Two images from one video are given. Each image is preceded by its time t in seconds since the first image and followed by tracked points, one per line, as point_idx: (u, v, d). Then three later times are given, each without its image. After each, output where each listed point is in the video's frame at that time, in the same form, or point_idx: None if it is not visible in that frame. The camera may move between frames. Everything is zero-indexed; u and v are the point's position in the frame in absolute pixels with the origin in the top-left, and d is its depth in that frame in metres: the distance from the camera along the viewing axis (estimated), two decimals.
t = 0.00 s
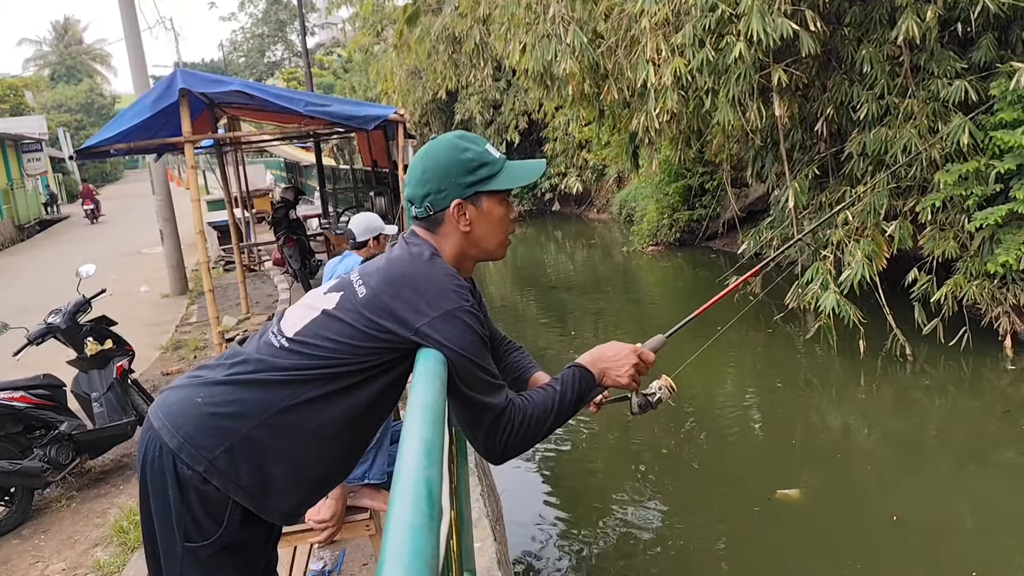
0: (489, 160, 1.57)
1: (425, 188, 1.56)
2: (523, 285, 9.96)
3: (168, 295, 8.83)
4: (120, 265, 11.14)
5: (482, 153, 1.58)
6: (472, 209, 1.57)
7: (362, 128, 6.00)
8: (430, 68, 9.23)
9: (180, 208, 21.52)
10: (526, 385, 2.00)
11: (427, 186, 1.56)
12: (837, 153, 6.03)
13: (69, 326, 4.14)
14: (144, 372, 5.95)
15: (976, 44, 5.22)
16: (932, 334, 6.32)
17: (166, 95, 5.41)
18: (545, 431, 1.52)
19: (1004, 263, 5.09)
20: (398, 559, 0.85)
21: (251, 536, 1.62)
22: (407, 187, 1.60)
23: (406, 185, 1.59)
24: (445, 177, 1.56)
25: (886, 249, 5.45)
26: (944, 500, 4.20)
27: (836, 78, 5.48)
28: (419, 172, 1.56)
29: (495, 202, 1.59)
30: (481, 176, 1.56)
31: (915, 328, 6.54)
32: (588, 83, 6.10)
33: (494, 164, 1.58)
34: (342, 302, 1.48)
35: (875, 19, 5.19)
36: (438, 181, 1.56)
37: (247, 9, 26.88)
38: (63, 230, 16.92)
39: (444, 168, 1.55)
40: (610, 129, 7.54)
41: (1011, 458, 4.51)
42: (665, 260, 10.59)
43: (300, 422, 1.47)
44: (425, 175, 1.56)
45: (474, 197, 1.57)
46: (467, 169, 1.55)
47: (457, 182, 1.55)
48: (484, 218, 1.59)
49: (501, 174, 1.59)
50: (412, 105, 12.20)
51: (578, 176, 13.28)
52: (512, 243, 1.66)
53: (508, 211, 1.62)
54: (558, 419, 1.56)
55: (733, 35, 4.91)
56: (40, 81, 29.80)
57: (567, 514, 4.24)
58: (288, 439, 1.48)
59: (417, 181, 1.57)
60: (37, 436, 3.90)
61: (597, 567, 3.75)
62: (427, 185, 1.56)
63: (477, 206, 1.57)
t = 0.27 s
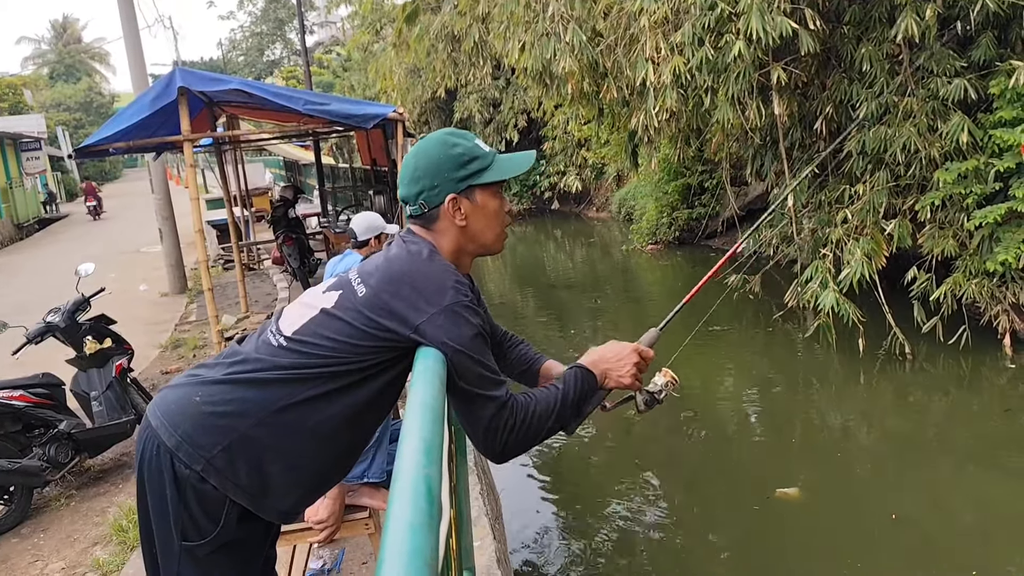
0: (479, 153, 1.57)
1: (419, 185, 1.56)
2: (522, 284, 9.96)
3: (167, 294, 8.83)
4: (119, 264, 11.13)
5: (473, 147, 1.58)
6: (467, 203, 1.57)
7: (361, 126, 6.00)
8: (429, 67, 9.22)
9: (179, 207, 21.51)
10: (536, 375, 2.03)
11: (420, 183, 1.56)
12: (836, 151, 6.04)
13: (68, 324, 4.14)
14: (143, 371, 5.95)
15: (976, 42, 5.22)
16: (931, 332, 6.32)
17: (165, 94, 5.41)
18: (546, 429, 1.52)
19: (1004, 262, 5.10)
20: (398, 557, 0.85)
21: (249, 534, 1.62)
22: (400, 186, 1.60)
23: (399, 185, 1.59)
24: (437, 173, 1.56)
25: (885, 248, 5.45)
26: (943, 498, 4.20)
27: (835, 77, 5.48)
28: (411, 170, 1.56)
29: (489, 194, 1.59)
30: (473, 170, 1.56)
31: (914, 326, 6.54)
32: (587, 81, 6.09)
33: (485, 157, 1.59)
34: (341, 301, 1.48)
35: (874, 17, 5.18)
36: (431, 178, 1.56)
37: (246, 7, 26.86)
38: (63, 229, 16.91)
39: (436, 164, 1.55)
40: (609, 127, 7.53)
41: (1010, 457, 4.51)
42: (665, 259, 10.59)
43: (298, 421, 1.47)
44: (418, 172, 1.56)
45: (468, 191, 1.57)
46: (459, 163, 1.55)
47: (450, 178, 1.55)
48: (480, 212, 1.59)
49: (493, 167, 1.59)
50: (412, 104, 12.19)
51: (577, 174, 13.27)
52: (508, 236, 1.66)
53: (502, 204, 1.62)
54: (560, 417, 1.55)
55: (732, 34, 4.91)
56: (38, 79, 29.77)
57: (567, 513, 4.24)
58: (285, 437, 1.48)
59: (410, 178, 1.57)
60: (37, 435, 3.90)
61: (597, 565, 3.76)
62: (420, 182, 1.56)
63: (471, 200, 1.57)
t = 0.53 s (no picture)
0: (468, 148, 1.57)
1: (410, 186, 1.56)
2: (523, 283, 9.96)
3: (167, 293, 8.83)
4: (119, 263, 11.13)
5: (461, 143, 1.58)
6: (460, 199, 1.57)
7: (361, 125, 6.00)
8: (429, 66, 9.22)
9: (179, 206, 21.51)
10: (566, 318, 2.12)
11: (411, 183, 1.56)
12: (836, 150, 6.04)
13: (69, 323, 4.14)
14: (144, 370, 5.94)
15: (976, 41, 5.22)
16: (931, 331, 6.32)
17: (166, 93, 5.41)
18: (556, 428, 1.45)
19: (1004, 261, 5.10)
20: (399, 556, 0.85)
21: (248, 533, 1.62)
22: (392, 187, 1.60)
23: (390, 185, 1.59)
24: (428, 171, 1.56)
25: (886, 246, 5.45)
26: (944, 497, 4.20)
27: (836, 76, 5.48)
28: (401, 170, 1.56)
29: (481, 188, 1.59)
30: (463, 164, 1.56)
31: (914, 325, 6.54)
32: (588, 80, 6.09)
33: (474, 151, 1.59)
34: (340, 300, 1.47)
35: (874, 16, 5.18)
36: (422, 176, 1.56)
37: (246, 6, 26.86)
38: (63, 228, 16.91)
39: (426, 163, 1.55)
40: (609, 126, 7.53)
41: (1010, 455, 4.51)
42: (665, 257, 10.59)
43: (298, 419, 1.47)
44: (408, 171, 1.56)
45: (460, 186, 1.57)
46: (449, 160, 1.55)
47: (441, 175, 1.55)
48: (473, 206, 1.59)
49: (482, 159, 1.59)
50: (412, 102, 12.18)
51: (578, 173, 13.28)
52: (503, 226, 1.67)
53: (493, 196, 1.63)
54: (570, 423, 1.48)
55: (732, 33, 4.91)
56: (38, 78, 29.76)
57: (567, 512, 4.24)
58: (285, 435, 1.48)
59: (401, 178, 1.57)
60: (37, 434, 3.90)
61: (597, 564, 3.76)
62: (412, 182, 1.56)
63: (464, 196, 1.58)
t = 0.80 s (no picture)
0: (456, 145, 1.57)
1: (401, 187, 1.55)
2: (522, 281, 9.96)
3: (166, 293, 8.82)
4: (119, 262, 11.13)
5: (449, 139, 1.58)
6: (452, 197, 1.57)
7: (360, 124, 6.00)
8: (428, 64, 9.22)
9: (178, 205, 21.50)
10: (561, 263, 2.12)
11: (402, 185, 1.55)
12: (836, 148, 6.04)
13: (69, 323, 4.15)
14: (144, 369, 5.94)
15: (975, 38, 5.22)
16: (931, 329, 6.31)
17: (165, 92, 5.41)
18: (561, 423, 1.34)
19: (1003, 258, 5.10)
20: (398, 554, 0.85)
21: (246, 530, 1.62)
22: (382, 189, 1.60)
23: (380, 187, 1.58)
24: (418, 171, 1.55)
25: (885, 244, 5.45)
26: (944, 495, 4.20)
27: (835, 74, 5.48)
28: (391, 172, 1.56)
29: (472, 183, 1.59)
30: (452, 162, 1.56)
31: (914, 323, 6.54)
32: (587, 78, 6.09)
33: (461, 147, 1.58)
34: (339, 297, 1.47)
35: (873, 13, 5.17)
36: (412, 177, 1.55)
37: (245, 5, 26.84)
38: (62, 228, 16.90)
39: (416, 164, 1.55)
40: (609, 125, 7.53)
41: (1010, 453, 4.52)
42: (664, 256, 10.59)
43: (297, 416, 1.48)
44: (398, 174, 1.55)
45: (451, 184, 1.57)
46: (439, 159, 1.55)
47: (431, 174, 1.55)
48: (466, 203, 1.59)
49: (471, 154, 1.59)
50: (411, 101, 12.17)
51: (577, 171, 13.28)
52: (495, 217, 1.67)
53: (484, 190, 1.63)
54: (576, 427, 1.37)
55: (732, 31, 4.91)
56: (37, 77, 29.76)
57: (567, 511, 4.24)
58: (283, 432, 1.49)
59: (391, 181, 1.56)
60: (37, 433, 3.90)
61: (597, 563, 3.76)
62: (402, 183, 1.55)
63: (456, 193, 1.58)
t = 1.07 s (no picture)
0: (426, 140, 1.57)
1: (376, 190, 1.55)
2: (522, 281, 9.95)
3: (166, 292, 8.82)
4: (118, 262, 11.12)
5: (418, 136, 1.57)
6: (429, 193, 1.57)
7: (359, 123, 6.00)
8: (427, 64, 9.22)
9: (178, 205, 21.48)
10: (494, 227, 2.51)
11: (377, 187, 1.55)
12: (835, 147, 6.04)
13: (67, 323, 4.14)
14: (143, 369, 5.94)
15: (974, 37, 5.22)
16: (930, 327, 6.31)
17: (163, 92, 5.40)
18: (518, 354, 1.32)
19: (1002, 257, 5.11)
20: (395, 555, 0.85)
21: (232, 529, 1.61)
22: (356, 192, 1.59)
23: (355, 191, 1.58)
24: (392, 172, 1.55)
25: (884, 243, 5.44)
26: (943, 493, 4.20)
27: (834, 72, 5.48)
28: (364, 175, 1.56)
29: (446, 178, 1.59)
30: (426, 158, 1.56)
31: (914, 321, 6.54)
32: (587, 77, 6.08)
33: (431, 141, 1.58)
34: (323, 305, 1.49)
35: (872, 12, 5.17)
36: (387, 177, 1.55)
37: (244, 5, 26.83)
38: (62, 228, 16.88)
39: (389, 165, 1.55)
40: (608, 123, 7.52)
41: (1009, 452, 4.51)
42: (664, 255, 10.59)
43: (286, 415, 1.49)
44: (372, 177, 1.55)
45: (425, 181, 1.58)
46: (410, 157, 1.55)
47: (405, 173, 1.55)
48: (442, 197, 1.59)
49: (442, 148, 1.59)
50: (410, 100, 12.17)
51: (577, 170, 13.28)
52: (472, 206, 1.68)
53: (459, 182, 1.63)
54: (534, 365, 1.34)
55: (731, 29, 4.90)
56: (36, 78, 29.74)
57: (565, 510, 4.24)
58: (271, 430, 1.50)
59: (367, 184, 1.56)
60: (36, 433, 3.90)
61: (596, 562, 3.76)
62: (378, 186, 1.55)
63: (432, 188, 1.58)
